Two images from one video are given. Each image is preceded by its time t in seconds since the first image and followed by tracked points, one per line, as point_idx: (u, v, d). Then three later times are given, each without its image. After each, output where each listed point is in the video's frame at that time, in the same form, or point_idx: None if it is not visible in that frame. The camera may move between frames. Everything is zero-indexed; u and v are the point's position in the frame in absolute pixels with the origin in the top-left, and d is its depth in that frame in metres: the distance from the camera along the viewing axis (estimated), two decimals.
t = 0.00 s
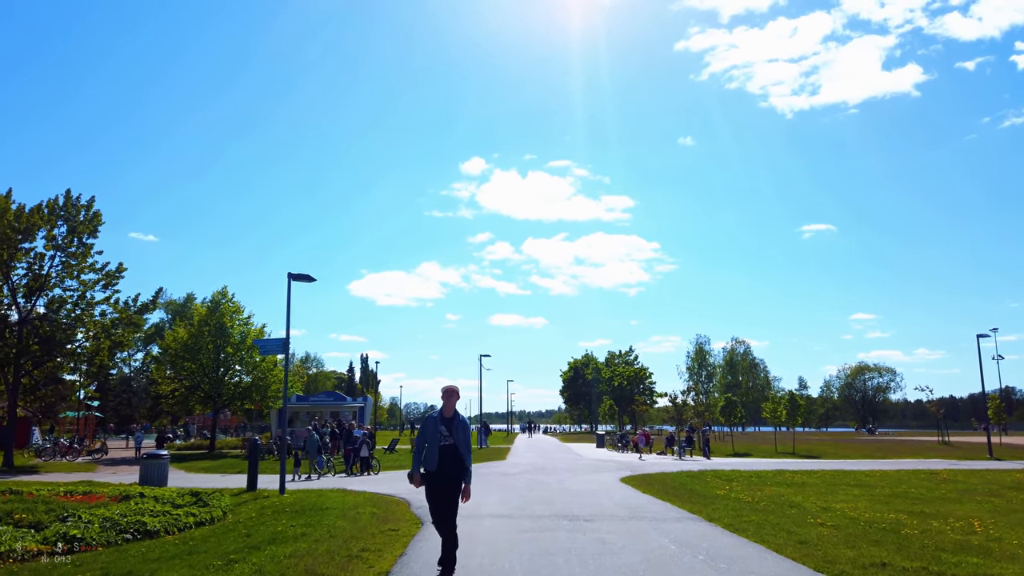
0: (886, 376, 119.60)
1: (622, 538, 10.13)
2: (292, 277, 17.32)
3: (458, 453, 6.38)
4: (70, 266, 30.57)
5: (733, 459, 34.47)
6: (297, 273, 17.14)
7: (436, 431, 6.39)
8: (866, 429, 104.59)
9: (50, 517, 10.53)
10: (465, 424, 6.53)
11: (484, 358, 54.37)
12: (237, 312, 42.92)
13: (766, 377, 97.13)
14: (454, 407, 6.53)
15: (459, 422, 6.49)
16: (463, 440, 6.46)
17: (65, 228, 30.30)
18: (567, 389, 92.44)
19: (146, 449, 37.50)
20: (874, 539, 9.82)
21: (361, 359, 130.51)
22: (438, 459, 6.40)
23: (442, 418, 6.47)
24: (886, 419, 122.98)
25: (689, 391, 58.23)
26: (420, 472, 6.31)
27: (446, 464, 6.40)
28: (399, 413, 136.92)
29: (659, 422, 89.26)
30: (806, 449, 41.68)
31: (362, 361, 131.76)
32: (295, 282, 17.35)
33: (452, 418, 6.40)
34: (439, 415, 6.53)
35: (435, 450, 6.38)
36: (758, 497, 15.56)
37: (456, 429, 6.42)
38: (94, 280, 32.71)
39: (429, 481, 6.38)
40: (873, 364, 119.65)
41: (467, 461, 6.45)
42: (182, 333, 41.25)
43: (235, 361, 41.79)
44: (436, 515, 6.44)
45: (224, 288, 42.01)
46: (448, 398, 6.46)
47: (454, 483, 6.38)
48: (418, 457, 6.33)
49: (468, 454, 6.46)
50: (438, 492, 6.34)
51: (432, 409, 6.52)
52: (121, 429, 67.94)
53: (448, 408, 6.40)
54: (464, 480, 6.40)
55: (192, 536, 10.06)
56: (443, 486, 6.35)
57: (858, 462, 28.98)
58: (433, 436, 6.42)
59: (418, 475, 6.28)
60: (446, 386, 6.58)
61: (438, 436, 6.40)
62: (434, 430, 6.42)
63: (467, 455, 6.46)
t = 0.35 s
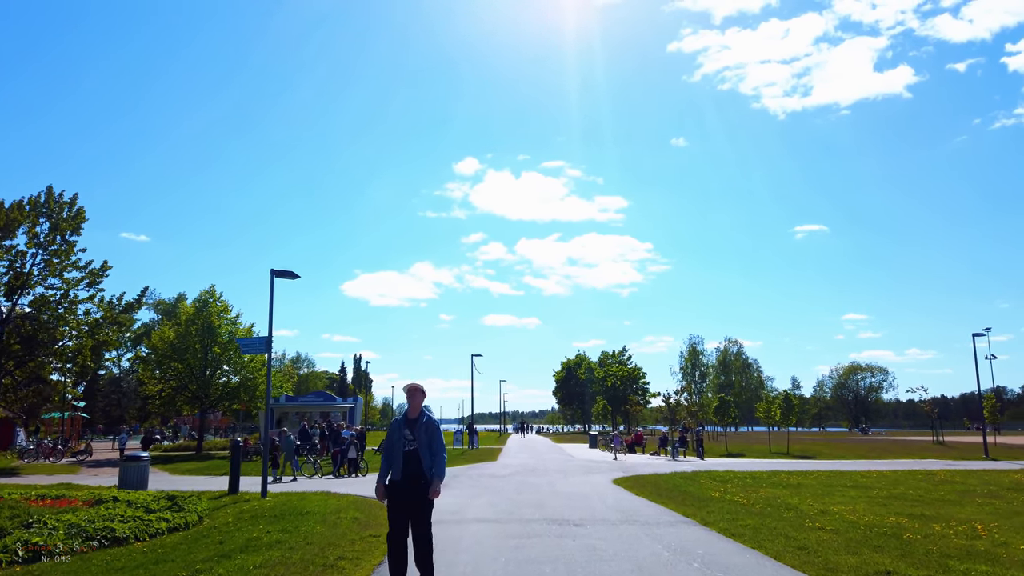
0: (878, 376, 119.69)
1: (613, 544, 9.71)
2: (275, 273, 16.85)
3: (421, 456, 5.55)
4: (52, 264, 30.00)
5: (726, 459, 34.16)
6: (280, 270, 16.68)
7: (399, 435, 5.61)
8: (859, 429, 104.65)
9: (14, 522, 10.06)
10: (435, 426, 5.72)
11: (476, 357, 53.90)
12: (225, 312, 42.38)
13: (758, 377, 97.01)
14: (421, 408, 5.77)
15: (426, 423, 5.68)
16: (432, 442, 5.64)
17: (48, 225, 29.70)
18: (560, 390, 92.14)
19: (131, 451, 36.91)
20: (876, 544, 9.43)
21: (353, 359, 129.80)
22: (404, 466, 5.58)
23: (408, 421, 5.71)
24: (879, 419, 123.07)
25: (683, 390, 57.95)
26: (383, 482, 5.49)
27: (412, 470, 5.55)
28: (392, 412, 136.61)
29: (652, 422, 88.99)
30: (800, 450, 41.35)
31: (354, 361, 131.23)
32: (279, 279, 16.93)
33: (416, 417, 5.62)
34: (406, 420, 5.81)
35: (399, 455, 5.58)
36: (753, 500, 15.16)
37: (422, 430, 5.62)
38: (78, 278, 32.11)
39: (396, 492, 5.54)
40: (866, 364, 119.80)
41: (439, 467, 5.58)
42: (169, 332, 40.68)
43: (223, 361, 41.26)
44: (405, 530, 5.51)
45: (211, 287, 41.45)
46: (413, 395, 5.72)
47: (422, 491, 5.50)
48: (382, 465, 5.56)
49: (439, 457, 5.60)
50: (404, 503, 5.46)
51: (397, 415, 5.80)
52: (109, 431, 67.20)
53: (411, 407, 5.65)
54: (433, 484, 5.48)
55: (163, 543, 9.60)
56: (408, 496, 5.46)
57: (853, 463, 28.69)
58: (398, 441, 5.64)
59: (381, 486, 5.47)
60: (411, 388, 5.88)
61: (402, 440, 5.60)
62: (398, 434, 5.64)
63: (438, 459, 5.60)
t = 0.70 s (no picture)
0: (868, 376, 120.01)
1: (602, 549, 9.30)
2: (255, 269, 16.47)
3: (383, 458, 4.88)
4: (31, 260, 29.34)
5: (717, 459, 33.82)
6: (260, 265, 16.24)
7: (357, 431, 4.93)
8: (849, 429, 104.83)
9: None
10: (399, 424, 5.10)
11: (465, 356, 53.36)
12: (210, 310, 41.80)
13: (749, 377, 96.95)
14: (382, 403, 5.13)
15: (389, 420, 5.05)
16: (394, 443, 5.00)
17: (26, 220, 29.02)
18: (551, 390, 91.83)
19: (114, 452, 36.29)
20: (874, 548, 9.07)
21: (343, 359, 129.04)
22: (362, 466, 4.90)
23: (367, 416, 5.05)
24: (868, 418, 123.37)
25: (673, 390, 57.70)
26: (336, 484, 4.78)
27: (373, 472, 4.87)
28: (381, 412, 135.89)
29: (642, 422, 88.68)
30: (791, 449, 41.15)
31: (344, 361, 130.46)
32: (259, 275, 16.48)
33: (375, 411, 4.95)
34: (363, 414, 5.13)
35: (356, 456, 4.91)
36: (745, 501, 14.81)
37: (386, 429, 4.96)
38: (58, 275, 31.44)
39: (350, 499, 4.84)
40: (855, 364, 120.11)
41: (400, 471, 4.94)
42: (153, 331, 40.05)
43: (208, 361, 40.69)
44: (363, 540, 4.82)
45: (196, 285, 40.84)
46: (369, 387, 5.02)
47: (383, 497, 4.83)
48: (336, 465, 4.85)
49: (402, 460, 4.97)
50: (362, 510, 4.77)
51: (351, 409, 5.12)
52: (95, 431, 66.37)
53: (370, 399, 4.98)
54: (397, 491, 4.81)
55: (128, 548, 9.12)
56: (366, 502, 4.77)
57: (845, 463, 28.44)
58: (355, 439, 4.98)
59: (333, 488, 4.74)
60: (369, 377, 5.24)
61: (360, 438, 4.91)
62: (354, 431, 4.95)
63: (401, 462, 4.94)
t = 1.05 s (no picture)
0: (842, 377, 121.11)
1: (575, 557, 8.88)
2: (220, 265, 15.90)
3: (323, 478, 4.21)
4: None
5: (694, 460, 33.52)
6: (225, 260, 15.63)
7: (293, 446, 4.25)
8: (823, 429, 105.76)
9: None
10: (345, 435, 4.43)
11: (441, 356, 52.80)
12: (179, 308, 40.87)
13: (725, 378, 97.29)
14: (326, 411, 4.44)
15: (334, 433, 4.36)
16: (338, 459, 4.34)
17: None
18: (528, 390, 91.47)
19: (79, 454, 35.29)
20: (856, 555, 8.73)
21: (319, 359, 127.70)
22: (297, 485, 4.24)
23: (306, 426, 4.37)
24: (842, 418, 124.55)
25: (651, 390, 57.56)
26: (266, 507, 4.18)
27: (309, 494, 4.22)
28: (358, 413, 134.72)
29: (620, 422, 88.62)
30: (767, 450, 41.13)
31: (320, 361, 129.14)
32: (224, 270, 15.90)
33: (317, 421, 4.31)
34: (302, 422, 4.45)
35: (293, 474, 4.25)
36: (723, 504, 14.46)
37: (328, 445, 4.29)
38: (19, 272, 30.43)
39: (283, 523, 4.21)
40: (829, 365, 121.21)
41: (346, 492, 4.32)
42: (120, 330, 39.03)
43: (177, 361, 39.76)
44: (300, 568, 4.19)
45: (164, 283, 39.86)
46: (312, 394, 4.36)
47: (322, 523, 4.22)
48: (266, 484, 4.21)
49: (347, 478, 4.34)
50: (296, 537, 4.15)
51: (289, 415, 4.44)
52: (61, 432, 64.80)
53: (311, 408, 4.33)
54: (340, 516, 4.20)
55: (69, 561, 8.51)
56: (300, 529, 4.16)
57: (821, 464, 28.31)
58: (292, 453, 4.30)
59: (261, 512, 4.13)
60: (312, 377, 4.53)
61: (297, 453, 4.24)
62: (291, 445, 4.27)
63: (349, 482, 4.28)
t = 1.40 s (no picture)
0: (814, 378, 122.30)
1: (545, 564, 8.43)
2: (177, 258, 15.28)
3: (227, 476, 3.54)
4: None
5: (668, 461, 33.29)
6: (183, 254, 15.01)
7: (196, 442, 3.62)
8: (796, 429, 106.61)
9: None
10: (264, 423, 3.73)
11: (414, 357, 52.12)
12: (144, 306, 39.84)
13: (699, 379, 97.66)
14: (240, 399, 3.79)
15: (247, 421, 3.68)
16: (252, 452, 3.64)
17: None
18: (503, 390, 91.06)
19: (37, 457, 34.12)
20: (837, 561, 8.38)
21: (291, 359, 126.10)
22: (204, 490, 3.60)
23: (216, 418, 3.73)
24: (813, 419, 125.80)
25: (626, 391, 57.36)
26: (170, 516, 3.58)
27: (216, 499, 3.55)
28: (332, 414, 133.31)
29: (594, 423, 88.58)
30: (741, 451, 41.09)
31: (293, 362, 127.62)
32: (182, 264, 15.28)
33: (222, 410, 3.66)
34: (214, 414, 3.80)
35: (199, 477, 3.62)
36: (698, 507, 14.10)
37: (237, 434, 3.61)
38: None
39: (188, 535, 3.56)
40: (801, 366, 122.33)
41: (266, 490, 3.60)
42: (81, 329, 37.90)
43: (141, 360, 38.71)
44: None
45: (129, 279, 38.82)
46: (220, 378, 3.72)
47: (229, 532, 3.51)
48: (169, 491, 3.62)
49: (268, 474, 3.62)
50: (202, 548, 3.50)
51: (200, 409, 3.84)
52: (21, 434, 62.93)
53: (218, 396, 3.70)
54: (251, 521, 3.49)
55: None
56: (209, 542, 3.48)
57: (795, 466, 28.23)
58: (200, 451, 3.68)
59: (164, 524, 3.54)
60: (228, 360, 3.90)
61: (201, 450, 3.61)
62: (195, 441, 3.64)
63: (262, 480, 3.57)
